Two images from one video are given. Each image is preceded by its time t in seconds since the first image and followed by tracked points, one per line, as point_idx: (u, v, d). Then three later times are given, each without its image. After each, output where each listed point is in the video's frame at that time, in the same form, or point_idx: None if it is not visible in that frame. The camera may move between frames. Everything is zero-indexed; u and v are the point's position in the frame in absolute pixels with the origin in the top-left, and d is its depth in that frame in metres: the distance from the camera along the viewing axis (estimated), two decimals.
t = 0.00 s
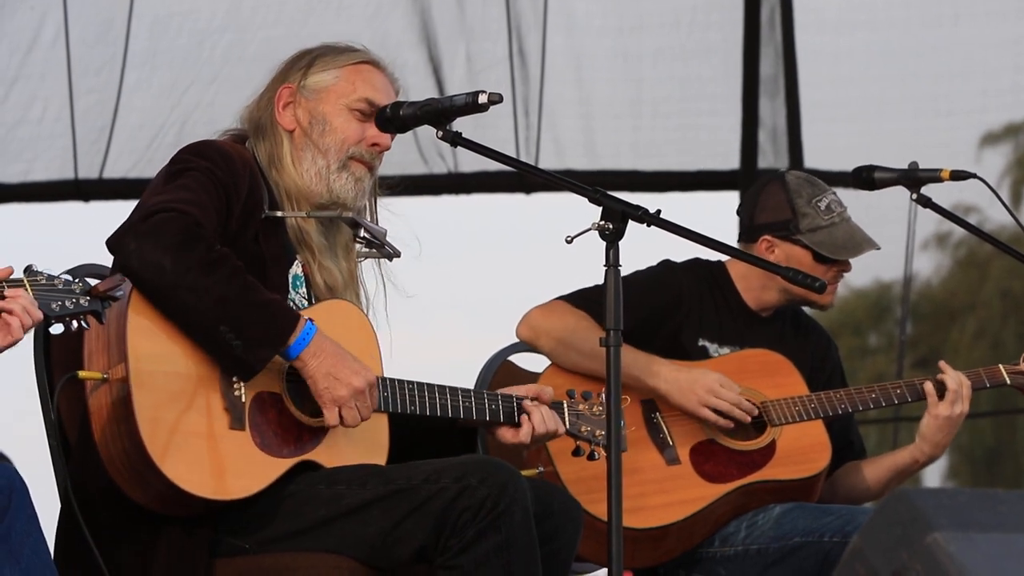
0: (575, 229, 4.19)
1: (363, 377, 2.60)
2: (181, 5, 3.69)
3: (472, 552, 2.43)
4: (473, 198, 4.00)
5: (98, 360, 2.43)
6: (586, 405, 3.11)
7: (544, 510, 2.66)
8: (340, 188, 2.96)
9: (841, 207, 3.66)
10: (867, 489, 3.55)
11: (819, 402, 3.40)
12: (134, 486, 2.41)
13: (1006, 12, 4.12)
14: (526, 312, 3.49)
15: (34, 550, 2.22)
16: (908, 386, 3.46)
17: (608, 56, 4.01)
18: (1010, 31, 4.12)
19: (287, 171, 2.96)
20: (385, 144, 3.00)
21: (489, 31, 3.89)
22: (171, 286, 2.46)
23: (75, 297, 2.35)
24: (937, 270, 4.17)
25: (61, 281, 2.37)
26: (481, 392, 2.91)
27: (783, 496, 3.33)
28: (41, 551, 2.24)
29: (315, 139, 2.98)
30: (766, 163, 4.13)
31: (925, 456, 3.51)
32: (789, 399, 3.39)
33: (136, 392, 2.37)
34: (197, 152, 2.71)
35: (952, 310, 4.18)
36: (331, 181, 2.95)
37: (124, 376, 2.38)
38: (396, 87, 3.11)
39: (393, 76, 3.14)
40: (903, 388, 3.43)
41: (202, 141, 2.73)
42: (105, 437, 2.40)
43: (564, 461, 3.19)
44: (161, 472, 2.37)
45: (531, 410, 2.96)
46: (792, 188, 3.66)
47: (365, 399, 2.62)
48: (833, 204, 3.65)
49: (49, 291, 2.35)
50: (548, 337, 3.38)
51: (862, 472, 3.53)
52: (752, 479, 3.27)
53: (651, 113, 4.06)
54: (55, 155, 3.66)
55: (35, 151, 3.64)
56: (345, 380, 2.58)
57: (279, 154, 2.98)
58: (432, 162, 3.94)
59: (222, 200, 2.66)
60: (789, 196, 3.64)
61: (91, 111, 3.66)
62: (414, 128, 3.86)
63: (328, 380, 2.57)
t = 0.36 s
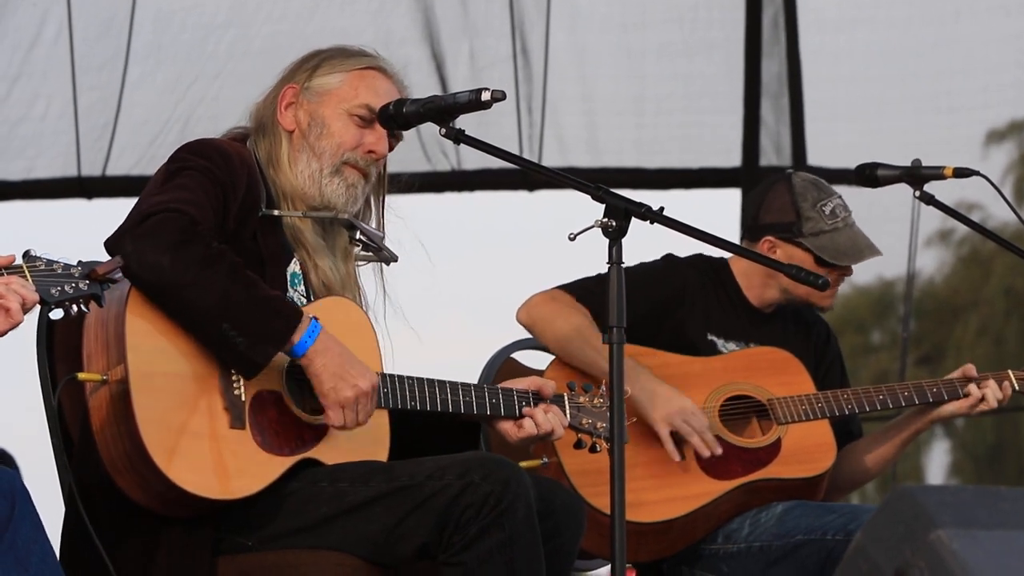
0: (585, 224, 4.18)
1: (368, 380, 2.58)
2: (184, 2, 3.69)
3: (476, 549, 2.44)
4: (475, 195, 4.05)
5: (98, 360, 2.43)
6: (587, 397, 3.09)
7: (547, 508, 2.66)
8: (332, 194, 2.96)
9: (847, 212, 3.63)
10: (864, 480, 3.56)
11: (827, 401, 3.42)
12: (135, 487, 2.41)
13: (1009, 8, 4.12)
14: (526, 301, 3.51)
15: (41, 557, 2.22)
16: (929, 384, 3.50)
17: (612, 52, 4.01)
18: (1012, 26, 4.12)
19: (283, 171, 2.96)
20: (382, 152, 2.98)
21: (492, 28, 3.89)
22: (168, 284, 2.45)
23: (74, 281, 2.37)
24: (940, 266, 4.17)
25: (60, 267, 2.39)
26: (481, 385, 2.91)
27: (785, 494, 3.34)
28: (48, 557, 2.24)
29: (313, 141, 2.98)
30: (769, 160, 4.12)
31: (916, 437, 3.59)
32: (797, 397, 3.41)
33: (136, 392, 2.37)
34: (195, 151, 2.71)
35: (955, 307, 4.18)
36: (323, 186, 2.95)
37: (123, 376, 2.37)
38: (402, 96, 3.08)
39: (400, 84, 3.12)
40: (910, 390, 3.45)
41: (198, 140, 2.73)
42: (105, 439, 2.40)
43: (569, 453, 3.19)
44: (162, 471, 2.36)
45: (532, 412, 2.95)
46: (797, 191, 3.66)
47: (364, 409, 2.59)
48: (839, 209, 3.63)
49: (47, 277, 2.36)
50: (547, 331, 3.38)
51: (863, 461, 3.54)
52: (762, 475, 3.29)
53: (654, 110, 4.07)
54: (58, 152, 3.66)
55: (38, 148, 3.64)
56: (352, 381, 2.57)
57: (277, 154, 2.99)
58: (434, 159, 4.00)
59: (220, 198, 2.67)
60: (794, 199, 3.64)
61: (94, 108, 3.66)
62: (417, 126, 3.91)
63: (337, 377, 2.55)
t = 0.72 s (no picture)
0: (586, 224, 4.19)
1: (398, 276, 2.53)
2: (184, 1, 3.69)
3: (476, 548, 2.43)
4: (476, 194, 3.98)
5: (102, 348, 2.42)
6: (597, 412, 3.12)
7: (549, 506, 2.66)
8: (329, 185, 2.94)
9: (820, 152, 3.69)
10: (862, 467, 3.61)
11: (832, 404, 3.41)
12: (136, 480, 2.40)
13: (1008, 7, 4.12)
14: (535, 304, 3.52)
15: (38, 546, 2.22)
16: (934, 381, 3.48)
17: (612, 51, 4.02)
18: (1011, 26, 4.12)
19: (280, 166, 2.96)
20: (378, 141, 2.98)
21: (493, 28, 3.89)
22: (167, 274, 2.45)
23: (71, 271, 2.45)
24: (942, 266, 4.17)
25: (57, 256, 2.46)
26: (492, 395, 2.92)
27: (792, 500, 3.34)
28: (48, 554, 2.23)
29: (308, 136, 2.98)
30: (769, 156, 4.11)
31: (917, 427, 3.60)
32: (802, 400, 3.42)
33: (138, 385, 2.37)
34: (184, 148, 2.70)
35: (956, 306, 4.18)
36: (320, 177, 2.94)
37: (127, 367, 2.37)
38: (396, 88, 3.09)
39: (394, 77, 3.13)
40: (915, 390, 3.44)
41: (188, 139, 2.73)
42: (106, 429, 2.38)
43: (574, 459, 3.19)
44: (162, 465, 2.37)
45: (544, 423, 2.97)
46: (765, 145, 3.71)
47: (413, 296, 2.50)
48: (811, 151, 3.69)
49: (43, 267, 2.42)
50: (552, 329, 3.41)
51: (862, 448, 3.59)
52: (766, 484, 3.29)
53: (655, 109, 4.06)
54: (59, 152, 3.66)
55: (39, 147, 3.64)
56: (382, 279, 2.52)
57: (274, 151, 2.99)
58: (434, 157, 3.89)
59: (212, 193, 2.66)
60: (764, 150, 3.70)
61: (94, 107, 3.65)
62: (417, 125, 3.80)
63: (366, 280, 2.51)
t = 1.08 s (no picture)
0: (587, 224, 4.19)
1: (364, 254, 2.61)
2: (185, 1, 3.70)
3: (474, 548, 2.43)
4: (476, 194, 4.00)
5: (114, 331, 2.42)
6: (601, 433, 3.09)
7: (549, 506, 2.66)
8: (329, 176, 2.94)
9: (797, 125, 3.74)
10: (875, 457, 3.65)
11: (855, 420, 3.41)
12: (140, 465, 2.40)
13: (1007, 6, 4.13)
14: (555, 292, 3.48)
15: (45, 555, 2.22)
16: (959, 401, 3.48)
17: (612, 51, 4.02)
18: (1010, 26, 4.13)
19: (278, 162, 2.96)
20: (372, 126, 2.99)
21: (493, 27, 3.89)
22: (166, 261, 2.45)
23: (73, 290, 2.35)
24: (943, 266, 4.17)
25: (59, 276, 2.37)
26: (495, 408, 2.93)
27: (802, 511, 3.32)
28: (52, 556, 2.24)
29: (301, 129, 2.98)
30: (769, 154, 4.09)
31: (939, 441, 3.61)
32: (825, 413, 3.41)
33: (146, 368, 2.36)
34: (175, 143, 2.72)
35: (957, 306, 4.18)
36: (319, 169, 2.94)
37: (136, 349, 2.37)
38: (384, 69, 3.10)
39: (382, 58, 3.13)
40: (941, 410, 3.46)
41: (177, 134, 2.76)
42: (113, 413, 2.38)
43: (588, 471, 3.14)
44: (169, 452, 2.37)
45: (546, 439, 2.96)
46: (743, 129, 3.78)
47: (372, 284, 2.61)
48: (788, 124, 3.74)
49: (47, 286, 2.34)
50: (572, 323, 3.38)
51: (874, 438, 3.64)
52: (775, 502, 3.29)
53: (655, 109, 4.06)
54: (59, 152, 3.65)
55: (40, 147, 3.64)
56: (347, 263, 2.59)
57: (270, 149, 2.98)
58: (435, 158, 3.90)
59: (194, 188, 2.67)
60: (742, 132, 3.77)
61: (94, 107, 3.65)
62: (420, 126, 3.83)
63: (331, 265, 2.57)
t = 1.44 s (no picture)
0: (586, 226, 4.22)
1: (371, 317, 2.53)
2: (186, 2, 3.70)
3: (469, 555, 2.43)
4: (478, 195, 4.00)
5: (128, 335, 2.42)
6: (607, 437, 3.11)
7: (549, 509, 2.66)
8: (363, 159, 2.93)
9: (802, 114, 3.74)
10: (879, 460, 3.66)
11: (856, 428, 3.41)
12: (149, 472, 2.41)
13: (1007, 7, 4.13)
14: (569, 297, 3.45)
15: (44, 549, 2.24)
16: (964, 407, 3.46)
17: (613, 52, 4.02)
18: (1010, 26, 4.13)
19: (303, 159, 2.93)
20: (388, 97, 2.98)
21: (494, 28, 3.90)
22: (172, 291, 2.43)
23: (58, 283, 2.38)
24: (943, 267, 4.17)
25: (43, 266, 2.39)
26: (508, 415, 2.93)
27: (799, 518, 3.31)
28: (51, 550, 2.25)
29: (320, 119, 2.96)
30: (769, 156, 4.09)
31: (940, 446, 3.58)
32: (826, 421, 3.40)
33: (161, 379, 2.37)
34: (197, 149, 2.71)
35: (957, 307, 4.18)
36: (351, 155, 2.93)
37: (152, 359, 2.38)
38: (377, 37, 3.09)
39: (371, 27, 3.12)
40: (944, 416, 3.45)
41: (205, 139, 2.74)
42: (125, 419, 2.38)
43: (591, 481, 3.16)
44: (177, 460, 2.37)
45: (555, 448, 2.96)
46: (750, 122, 3.78)
47: (378, 347, 2.54)
48: (793, 114, 3.74)
49: (31, 277, 2.35)
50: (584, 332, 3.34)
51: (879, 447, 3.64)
52: (773, 513, 3.28)
53: (656, 109, 4.06)
54: (60, 152, 3.65)
55: (40, 147, 3.64)
56: (353, 324, 2.51)
57: (291, 147, 2.95)
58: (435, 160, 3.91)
59: (220, 197, 2.66)
60: (749, 127, 3.76)
61: (95, 107, 3.66)
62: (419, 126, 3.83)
63: (335, 323, 2.50)
